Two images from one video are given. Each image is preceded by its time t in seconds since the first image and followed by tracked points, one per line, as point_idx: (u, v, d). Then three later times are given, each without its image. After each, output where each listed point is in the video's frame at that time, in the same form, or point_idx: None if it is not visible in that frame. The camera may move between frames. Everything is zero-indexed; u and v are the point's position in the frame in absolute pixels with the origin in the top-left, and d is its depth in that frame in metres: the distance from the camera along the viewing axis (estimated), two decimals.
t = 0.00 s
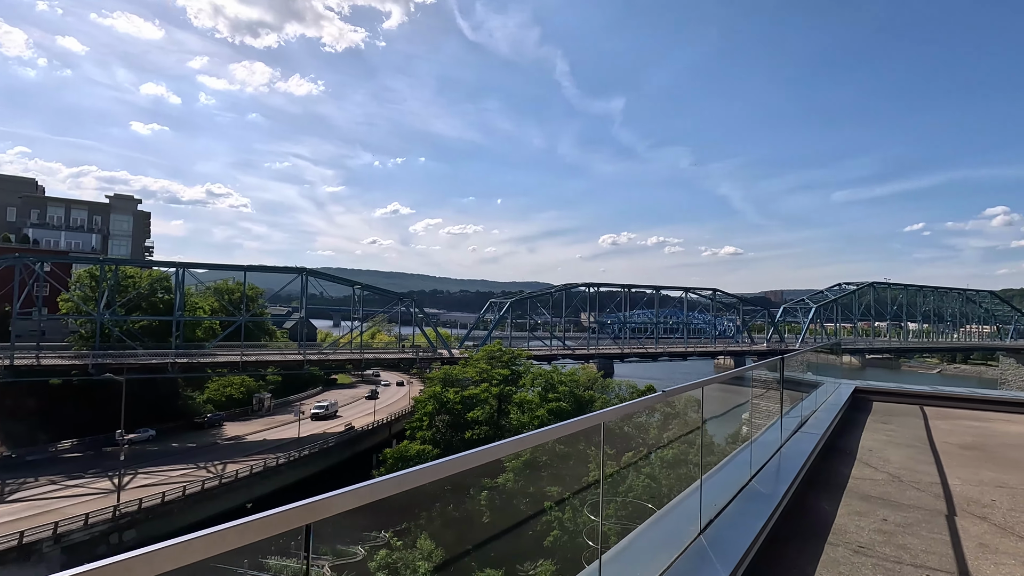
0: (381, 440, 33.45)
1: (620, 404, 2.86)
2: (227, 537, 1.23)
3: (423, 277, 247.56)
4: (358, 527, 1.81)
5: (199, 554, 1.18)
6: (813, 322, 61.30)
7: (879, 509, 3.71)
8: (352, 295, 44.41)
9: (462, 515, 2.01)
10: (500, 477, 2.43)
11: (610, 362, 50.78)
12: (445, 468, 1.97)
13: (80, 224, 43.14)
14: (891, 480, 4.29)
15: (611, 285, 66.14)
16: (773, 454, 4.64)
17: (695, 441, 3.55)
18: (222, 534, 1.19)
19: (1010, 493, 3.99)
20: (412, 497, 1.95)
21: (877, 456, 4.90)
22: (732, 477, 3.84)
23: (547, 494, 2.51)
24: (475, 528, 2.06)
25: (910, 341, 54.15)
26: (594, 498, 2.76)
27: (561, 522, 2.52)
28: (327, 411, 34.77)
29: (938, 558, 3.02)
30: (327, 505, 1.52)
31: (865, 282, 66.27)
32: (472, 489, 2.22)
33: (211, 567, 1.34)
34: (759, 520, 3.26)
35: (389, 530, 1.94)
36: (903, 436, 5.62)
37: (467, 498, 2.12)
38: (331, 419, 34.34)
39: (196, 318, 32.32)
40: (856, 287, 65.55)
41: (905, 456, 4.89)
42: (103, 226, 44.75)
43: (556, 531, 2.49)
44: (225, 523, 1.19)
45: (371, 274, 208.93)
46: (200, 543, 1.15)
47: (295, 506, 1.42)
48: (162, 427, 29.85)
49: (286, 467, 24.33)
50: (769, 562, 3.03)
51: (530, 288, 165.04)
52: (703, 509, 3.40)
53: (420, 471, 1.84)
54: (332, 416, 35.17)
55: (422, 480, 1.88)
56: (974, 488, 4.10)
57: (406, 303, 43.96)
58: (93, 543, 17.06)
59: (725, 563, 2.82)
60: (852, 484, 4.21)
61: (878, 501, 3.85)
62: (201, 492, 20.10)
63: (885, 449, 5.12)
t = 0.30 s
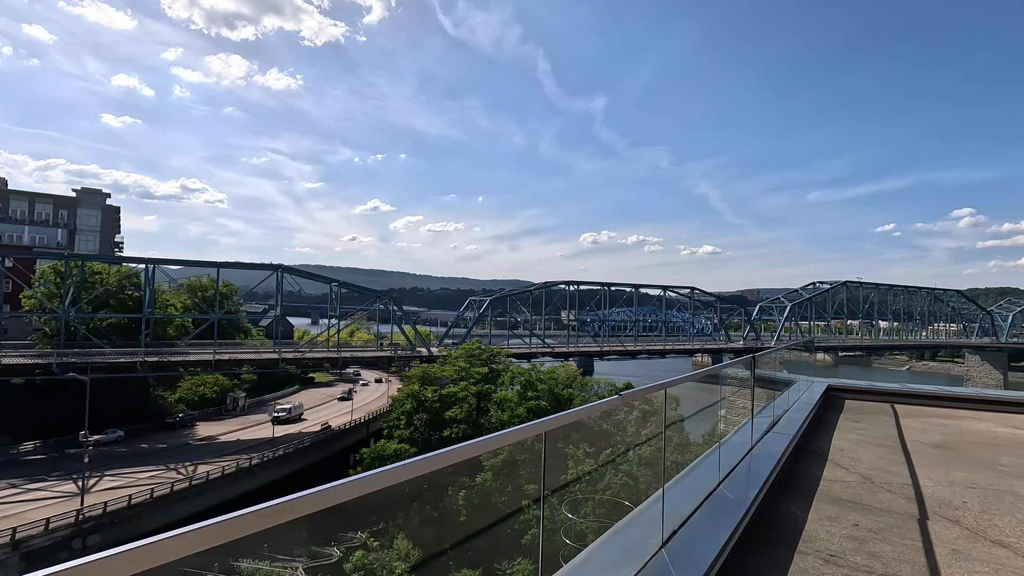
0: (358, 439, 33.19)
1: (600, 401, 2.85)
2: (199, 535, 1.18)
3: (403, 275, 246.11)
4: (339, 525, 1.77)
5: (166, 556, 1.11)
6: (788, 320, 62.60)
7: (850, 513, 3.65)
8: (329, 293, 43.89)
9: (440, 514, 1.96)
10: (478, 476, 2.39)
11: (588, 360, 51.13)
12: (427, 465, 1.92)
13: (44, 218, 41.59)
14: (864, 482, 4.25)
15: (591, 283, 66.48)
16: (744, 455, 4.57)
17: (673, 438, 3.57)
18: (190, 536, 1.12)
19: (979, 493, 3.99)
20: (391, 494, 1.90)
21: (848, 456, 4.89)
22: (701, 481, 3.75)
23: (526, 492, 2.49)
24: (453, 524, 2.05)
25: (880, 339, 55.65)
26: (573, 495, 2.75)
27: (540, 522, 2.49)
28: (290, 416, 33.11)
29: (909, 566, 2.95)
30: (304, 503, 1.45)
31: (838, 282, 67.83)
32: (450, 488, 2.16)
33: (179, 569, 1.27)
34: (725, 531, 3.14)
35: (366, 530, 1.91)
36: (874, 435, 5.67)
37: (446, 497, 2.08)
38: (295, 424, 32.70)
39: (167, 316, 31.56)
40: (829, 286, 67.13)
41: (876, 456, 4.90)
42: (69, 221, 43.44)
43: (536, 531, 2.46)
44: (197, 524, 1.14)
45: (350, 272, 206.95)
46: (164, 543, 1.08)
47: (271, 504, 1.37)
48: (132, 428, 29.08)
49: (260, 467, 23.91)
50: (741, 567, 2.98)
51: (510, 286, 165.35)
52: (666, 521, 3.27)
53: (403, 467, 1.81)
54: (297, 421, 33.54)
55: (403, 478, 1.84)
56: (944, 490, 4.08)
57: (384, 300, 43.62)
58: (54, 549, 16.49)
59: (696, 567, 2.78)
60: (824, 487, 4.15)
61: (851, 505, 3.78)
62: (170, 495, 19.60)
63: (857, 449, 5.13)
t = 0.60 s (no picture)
0: (347, 440, 32.99)
1: (591, 401, 2.80)
2: (191, 541, 1.14)
3: (395, 274, 245.46)
4: (327, 526, 1.73)
5: (149, 565, 1.05)
6: (778, 321, 62.98)
7: (837, 527, 3.44)
8: (318, 292, 43.59)
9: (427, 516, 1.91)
10: (467, 477, 2.33)
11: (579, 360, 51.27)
12: (420, 465, 1.87)
13: (27, 216, 40.93)
14: (852, 491, 4.08)
15: (582, 283, 66.59)
16: (728, 462, 4.38)
17: (662, 438, 3.55)
18: (168, 544, 1.05)
19: (972, 503, 3.83)
20: (382, 495, 1.84)
21: (837, 463, 4.75)
22: (682, 491, 3.58)
23: (516, 494, 2.46)
24: (443, 526, 2.04)
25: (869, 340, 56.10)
26: (564, 497, 2.72)
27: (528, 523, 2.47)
28: (262, 420, 30.83)
29: None
30: (296, 508, 1.40)
31: (827, 282, 68.35)
32: (436, 492, 2.09)
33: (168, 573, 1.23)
34: (703, 548, 2.94)
35: (353, 532, 1.86)
36: (863, 440, 5.55)
37: (434, 498, 2.02)
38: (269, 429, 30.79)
39: (152, 315, 31.16)
40: (818, 287, 67.65)
41: (865, 462, 4.76)
42: (53, 218, 42.89)
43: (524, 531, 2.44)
44: (188, 527, 1.10)
45: (342, 271, 206.14)
46: (141, 553, 1.01)
47: (265, 505, 1.32)
48: (116, 428, 28.72)
49: (245, 469, 23.64)
50: None
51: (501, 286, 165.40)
52: (637, 542, 3.01)
53: (398, 471, 1.76)
54: (270, 425, 31.60)
55: (400, 480, 1.79)
56: (935, 500, 3.91)
57: (374, 300, 43.38)
58: (32, 553, 16.13)
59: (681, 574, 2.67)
60: (811, 497, 3.96)
61: (839, 517, 3.58)
62: (152, 497, 19.28)
63: (845, 455, 5.00)
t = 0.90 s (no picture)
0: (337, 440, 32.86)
1: (584, 399, 2.81)
2: (187, 533, 1.16)
3: (387, 274, 244.63)
4: (313, 527, 1.69)
5: (135, 560, 1.06)
6: (768, 321, 63.34)
7: (822, 539, 3.31)
8: (308, 292, 43.29)
9: (419, 514, 1.90)
10: (458, 476, 2.32)
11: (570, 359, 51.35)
12: (416, 460, 1.88)
13: (11, 213, 40.30)
14: (839, 500, 3.97)
15: (574, 283, 66.70)
16: (710, 470, 4.22)
17: (653, 437, 3.52)
18: (152, 541, 1.04)
19: (963, 511, 3.75)
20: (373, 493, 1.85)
21: (824, 469, 4.67)
22: (660, 500, 3.42)
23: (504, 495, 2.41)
24: (431, 527, 2.00)
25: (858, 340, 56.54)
26: (554, 498, 2.69)
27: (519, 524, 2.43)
28: (230, 426, 29.14)
29: None
30: (292, 502, 1.42)
31: (817, 283, 68.87)
32: (426, 490, 2.08)
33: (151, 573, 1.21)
34: (673, 570, 2.71)
35: (341, 535, 1.82)
36: (852, 444, 5.52)
37: (426, 498, 1.99)
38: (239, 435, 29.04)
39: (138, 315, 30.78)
40: (809, 287, 68.11)
41: (853, 468, 4.70)
42: (38, 216, 42.30)
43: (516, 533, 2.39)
44: (183, 521, 1.12)
45: (333, 271, 205.15)
46: (122, 551, 1.02)
47: (262, 499, 1.34)
48: (101, 429, 28.39)
49: (232, 470, 23.43)
50: None
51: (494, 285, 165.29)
52: (601, 565, 2.77)
53: (384, 468, 1.73)
54: (241, 431, 29.82)
55: (389, 475, 1.77)
56: (925, 508, 3.82)
57: (365, 300, 43.16)
58: (12, 557, 15.83)
59: None
60: (795, 506, 3.85)
61: (826, 529, 3.45)
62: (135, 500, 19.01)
63: (834, 460, 4.95)
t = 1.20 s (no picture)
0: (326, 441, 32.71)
1: (573, 399, 2.75)
2: (160, 536, 1.14)
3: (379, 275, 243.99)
4: (294, 531, 1.63)
5: (105, 566, 1.04)
6: (758, 321, 63.72)
7: (805, 554, 3.06)
8: (296, 292, 42.96)
9: (406, 518, 1.84)
10: (447, 478, 2.25)
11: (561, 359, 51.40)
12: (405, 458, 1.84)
13: None
14: (825, 509, 3.74)
15: (565, 283, 66.75)
16: (687, 480, 3.94)
17: (642, 437, 3.49)
18: (125, 544, 1.03)
19: (954, 522, 3.57)
20: (356, 496, 1.80)
21: (809, 476, 4.47)
22: (633, 512, 3.16)
23: (493, 494, 2.36)
24: (419, 527, 1.93)
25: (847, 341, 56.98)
26: (544, 497, 2.65)
27: (508, 523, 2.40)
28: (196, 433, 27.91)
29: None
30: (273, 503, 1.39)
31: (807, 283, 69.40)
32: (412, 493, 2.02)
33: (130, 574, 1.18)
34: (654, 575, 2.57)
35: (327, 537, 1.76)
36: (838, 449, 5.39)
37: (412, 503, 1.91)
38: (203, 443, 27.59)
39: (121, 315, 30.36)
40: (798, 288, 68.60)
41: (839, 475, 4.51)
42: (21, 214, 41.68)
43: (504, 533, 2.36)
44: (156, 524, 1.11)
45: (324, 271, 204.23)
46: (84, 559, 0.98)
47: (241, 500, 1.32)
48: (84, 431, 27.97)
49: (217, 473, 23.17)
50: None
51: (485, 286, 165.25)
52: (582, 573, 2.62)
53: (370, 466, 1.68)
54: (207, 438, 28.37)
55: (379, 473, 1.74)
56: (914, 519, 3.61)
57: (354, 300, 42.90)
58: None
59: None
60: (779, 518, 3.56)
61: (809, 543, 3.20)
62: (115, 504, 18.68)
63: (819, 465, 4.78)
